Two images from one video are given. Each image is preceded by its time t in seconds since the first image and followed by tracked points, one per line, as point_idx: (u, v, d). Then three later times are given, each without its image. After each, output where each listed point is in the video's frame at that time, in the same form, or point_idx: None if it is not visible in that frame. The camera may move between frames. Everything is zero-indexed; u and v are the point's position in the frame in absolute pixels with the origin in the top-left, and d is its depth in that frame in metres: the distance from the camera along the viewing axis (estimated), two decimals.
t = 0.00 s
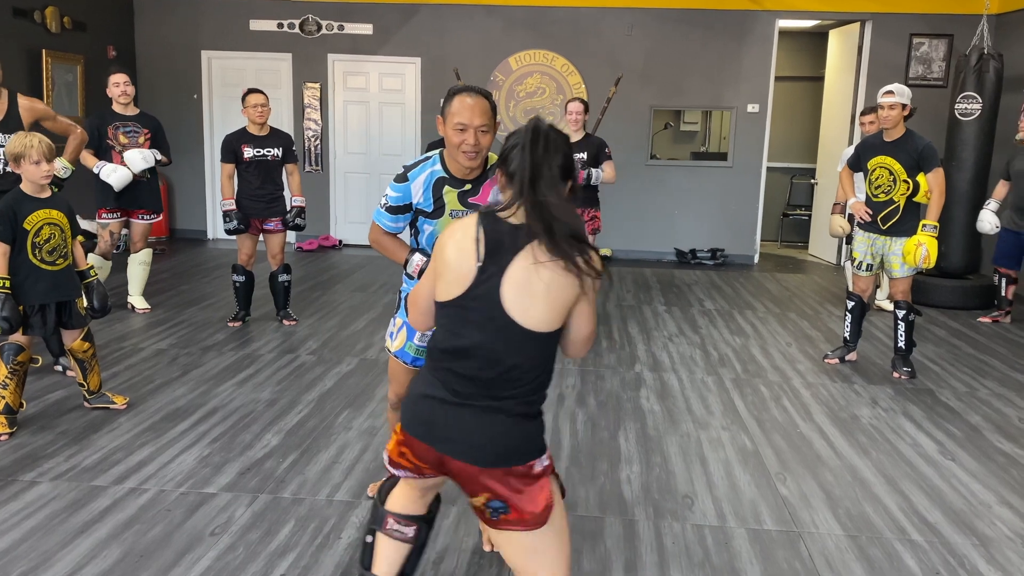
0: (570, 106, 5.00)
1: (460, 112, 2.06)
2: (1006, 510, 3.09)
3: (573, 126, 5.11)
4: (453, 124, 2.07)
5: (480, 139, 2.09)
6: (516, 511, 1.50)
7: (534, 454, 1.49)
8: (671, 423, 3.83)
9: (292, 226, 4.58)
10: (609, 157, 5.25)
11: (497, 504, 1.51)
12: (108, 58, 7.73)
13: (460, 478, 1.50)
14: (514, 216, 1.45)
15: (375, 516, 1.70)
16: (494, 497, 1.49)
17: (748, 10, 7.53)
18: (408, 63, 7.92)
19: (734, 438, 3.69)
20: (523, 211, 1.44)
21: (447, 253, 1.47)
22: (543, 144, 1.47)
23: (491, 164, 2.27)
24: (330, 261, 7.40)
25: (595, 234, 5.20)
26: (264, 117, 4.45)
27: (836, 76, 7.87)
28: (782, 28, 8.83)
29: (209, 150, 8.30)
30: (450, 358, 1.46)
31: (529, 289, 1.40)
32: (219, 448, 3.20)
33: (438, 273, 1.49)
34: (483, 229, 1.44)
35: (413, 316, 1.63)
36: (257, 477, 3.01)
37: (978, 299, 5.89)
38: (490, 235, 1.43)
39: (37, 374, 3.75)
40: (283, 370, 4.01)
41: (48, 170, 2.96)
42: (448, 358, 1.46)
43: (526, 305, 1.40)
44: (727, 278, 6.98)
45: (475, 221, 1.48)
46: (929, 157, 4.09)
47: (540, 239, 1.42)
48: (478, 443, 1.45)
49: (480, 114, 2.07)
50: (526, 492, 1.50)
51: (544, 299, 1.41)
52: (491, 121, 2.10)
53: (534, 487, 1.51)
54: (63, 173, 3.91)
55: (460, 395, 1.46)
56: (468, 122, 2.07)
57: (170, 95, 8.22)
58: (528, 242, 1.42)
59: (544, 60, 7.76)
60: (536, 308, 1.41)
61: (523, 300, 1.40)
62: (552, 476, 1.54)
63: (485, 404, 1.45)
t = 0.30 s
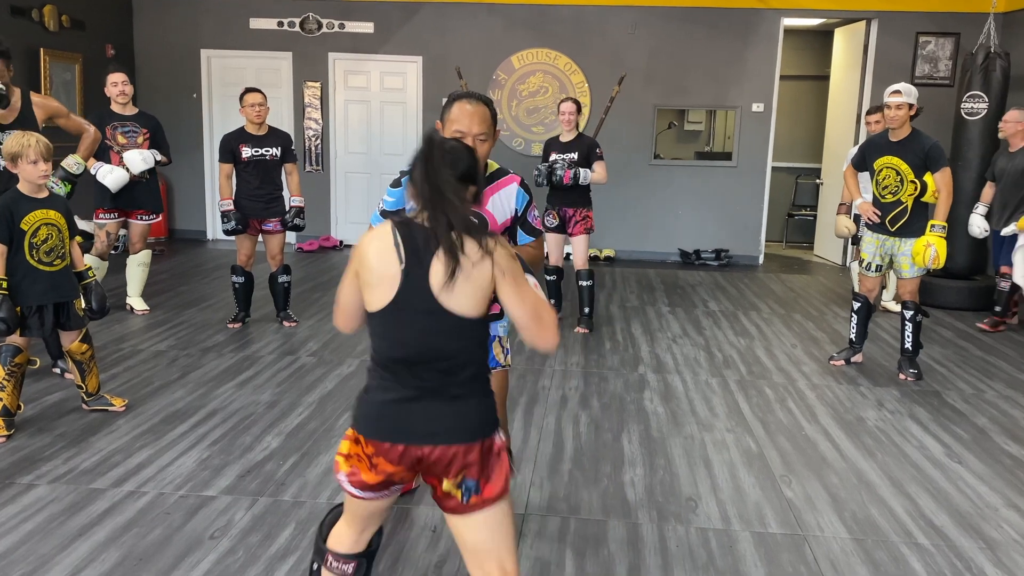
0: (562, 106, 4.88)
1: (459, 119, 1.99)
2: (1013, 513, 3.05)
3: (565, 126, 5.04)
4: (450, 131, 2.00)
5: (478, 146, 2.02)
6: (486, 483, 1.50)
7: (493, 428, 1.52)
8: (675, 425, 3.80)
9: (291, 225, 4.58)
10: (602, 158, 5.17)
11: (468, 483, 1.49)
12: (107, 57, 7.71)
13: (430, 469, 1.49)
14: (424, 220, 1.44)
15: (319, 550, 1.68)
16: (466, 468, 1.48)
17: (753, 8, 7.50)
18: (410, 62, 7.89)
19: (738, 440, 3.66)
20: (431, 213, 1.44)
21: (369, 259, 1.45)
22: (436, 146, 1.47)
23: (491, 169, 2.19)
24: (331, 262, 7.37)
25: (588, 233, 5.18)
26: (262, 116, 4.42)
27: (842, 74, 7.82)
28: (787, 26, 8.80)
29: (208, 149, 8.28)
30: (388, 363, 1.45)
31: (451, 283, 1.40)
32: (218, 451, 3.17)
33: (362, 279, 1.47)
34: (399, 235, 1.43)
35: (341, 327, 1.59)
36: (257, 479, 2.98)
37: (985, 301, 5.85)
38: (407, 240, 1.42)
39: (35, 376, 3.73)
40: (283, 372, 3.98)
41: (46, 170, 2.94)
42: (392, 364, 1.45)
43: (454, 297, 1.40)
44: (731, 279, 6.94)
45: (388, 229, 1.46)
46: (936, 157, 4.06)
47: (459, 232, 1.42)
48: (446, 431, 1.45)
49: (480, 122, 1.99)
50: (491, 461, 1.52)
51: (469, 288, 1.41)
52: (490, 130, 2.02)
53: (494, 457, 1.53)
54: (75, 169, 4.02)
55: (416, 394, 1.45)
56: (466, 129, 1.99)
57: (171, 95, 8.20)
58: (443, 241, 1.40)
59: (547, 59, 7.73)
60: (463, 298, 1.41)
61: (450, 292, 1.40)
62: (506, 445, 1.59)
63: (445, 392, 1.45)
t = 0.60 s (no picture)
0: (559, 105, 4.84)
1: (461, 123, 1.91)
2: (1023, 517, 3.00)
3: (562, 125, 5.00)
4: (451, 136, 1.93)
5: (480, 153, 1.94)
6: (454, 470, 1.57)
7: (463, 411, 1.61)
8: (680, 427, 3.75)
9: (291, 227, 4.54)
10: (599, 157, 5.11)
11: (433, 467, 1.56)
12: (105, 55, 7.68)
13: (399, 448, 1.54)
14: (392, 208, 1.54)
15: (312, 509, 1.77)
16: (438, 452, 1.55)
17: (759, 7, 7.46)
18: (411, 61, 7.86)
19: (744, 443, 3.61)
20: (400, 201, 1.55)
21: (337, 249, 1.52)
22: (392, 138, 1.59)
23: (490, 171, 2.13)
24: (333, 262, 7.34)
25: (587, 232, 5.15)
26: (262, 116, 4.38)
27: (848, 72, 7.78)
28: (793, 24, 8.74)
29: (207, 149, 8.25)
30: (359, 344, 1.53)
31: (429, 263, 1.51)
32: (218, 454, 3.13)
33: (332, 269, 1.53)
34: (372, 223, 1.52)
35: (296, 325, 1.64)
36: (257, 483, 2.94)
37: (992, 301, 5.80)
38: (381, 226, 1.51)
39: (32, 379, 3.69)
40: (283, 374, 3.94)
41: (43, 170, 2.91)
42: (364, 344, 1.53)
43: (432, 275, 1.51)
44: (736, 280, 6.89)
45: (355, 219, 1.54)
46: (944, 157, 4.00)
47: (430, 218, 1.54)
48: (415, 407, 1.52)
49: (482, 127, 1.91)
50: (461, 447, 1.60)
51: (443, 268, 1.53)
52: (492, 135, 1.93)
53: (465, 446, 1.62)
54: (90, 170, 4.03)
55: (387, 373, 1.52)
56: (468, 135, 1.92)
57: (171, 96, 8.17)
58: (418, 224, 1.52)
59: (550, 58, 7.69)
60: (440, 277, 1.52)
61: (428, 271, 1.51)
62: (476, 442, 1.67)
63: (416, 371, 1.53)
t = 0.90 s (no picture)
0: (562, 104, 4.79)
1: (481, 139, 1.90)
2: None
3: (564, 124, 4.95)
4: (470, 150, 1.91)
5: (497, 170, 1.93)
6: (428, 412, 1.69)
7: (428, 361, 1.71)
8: (685, 431, 3.70)
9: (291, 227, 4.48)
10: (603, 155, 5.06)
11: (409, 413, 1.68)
12: (104, 54, 7.64)
13: (373, 403, 1.66)
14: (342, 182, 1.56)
15: (308, 507, 1.84)
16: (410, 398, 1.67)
17: (765, 5, 7.41)
18: (413, 59, 7.83)
19: (750, 447, 3.56)
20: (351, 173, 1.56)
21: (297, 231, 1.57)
22: (342, 104, 1.59)
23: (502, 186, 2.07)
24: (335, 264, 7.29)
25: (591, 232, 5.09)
26: (262, 115, 4.35)
27: (856, 70, 7.73)
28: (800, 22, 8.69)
29: (207, 148, 8.21)
30: (330, 310, 1.62)
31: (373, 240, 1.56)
32: (217, 458, 3.09)
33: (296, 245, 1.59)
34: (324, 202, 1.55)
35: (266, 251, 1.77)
36: (257, 486, 2.90)
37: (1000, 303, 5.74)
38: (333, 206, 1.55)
39: (29, 381, 3.65)
40: (284, 377, 3.90)
41: (41, 170, 2.87)
42: (331, 310, 1.62)
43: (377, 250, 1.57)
44: (742, 281, 6.84)
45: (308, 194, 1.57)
46: (951, 156, 3.94)
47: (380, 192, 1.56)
48: (380, 370, 1.63)
49: (502, 144, 1.90)
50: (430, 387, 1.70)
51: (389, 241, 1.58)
52: (512, 152, 1.93)
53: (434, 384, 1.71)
54: (92, 175, 4.00)
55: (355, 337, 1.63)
56: (488, 151, 1.90)
57: (173, 96, 8.14)
58: (367, 205, 1.54)
59: (554, 55, 7.64)
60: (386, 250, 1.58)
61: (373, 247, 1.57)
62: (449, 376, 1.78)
63: (370, 336, 1.63)
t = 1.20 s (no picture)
0: (569, 103, 4.75)
1: (500, 113, 1.85)
2: None
3: (571, 123, 4.90)
4: (489, 124, 1.86)
5: (515, 145, 1.86)
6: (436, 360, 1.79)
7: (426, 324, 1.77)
8: (691, 434, 3.65)
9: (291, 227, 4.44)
10: (611, 155, 5.02)
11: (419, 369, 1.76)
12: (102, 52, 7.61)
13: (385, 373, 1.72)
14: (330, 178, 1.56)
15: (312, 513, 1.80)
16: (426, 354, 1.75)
17: (772, 3, 7.36)
18: (416, 57, 7.79)
19: (756, 450, 3.51)
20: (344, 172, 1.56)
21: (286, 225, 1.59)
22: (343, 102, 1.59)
23: (521, 179, 2.03)
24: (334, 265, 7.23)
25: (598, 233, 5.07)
26: (262, 114, 4.31)
27: (865, 69, 7.68)
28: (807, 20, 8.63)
29: (207, 148, 8.17)
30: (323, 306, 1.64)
31: (354, 245, 1.54)
32: (216, 461, 3.05)
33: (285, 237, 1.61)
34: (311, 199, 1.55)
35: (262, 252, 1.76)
36: (257, 490, 2.86)
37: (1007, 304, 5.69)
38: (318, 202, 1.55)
39: (27, 384, 3.61)
40: (285, 380, 3.86)
41: (38, 171, 2.84)
42: (321, 305, 1.64)
43: (358, 257, 1.55)
44: (749, 282, 6.78)
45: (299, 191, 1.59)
46: (958, 155, 3.88)
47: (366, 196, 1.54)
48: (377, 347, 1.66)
49: (521, 120, 1.85)
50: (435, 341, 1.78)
51: (375, 249, 1.54)
52: (530, 130, 1.86)
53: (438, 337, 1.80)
54: (88, 176, 3.94)
55: (349, 327, 1.65)
56: (506, 124, 1.84)
57: (174, 97, 8.11)
58: (345, 209, 1.53)
59: (558, 54, 7.60)
60: (369, 257, 1.55)
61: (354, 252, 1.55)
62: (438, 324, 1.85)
63: (364, 322, 1.65)
